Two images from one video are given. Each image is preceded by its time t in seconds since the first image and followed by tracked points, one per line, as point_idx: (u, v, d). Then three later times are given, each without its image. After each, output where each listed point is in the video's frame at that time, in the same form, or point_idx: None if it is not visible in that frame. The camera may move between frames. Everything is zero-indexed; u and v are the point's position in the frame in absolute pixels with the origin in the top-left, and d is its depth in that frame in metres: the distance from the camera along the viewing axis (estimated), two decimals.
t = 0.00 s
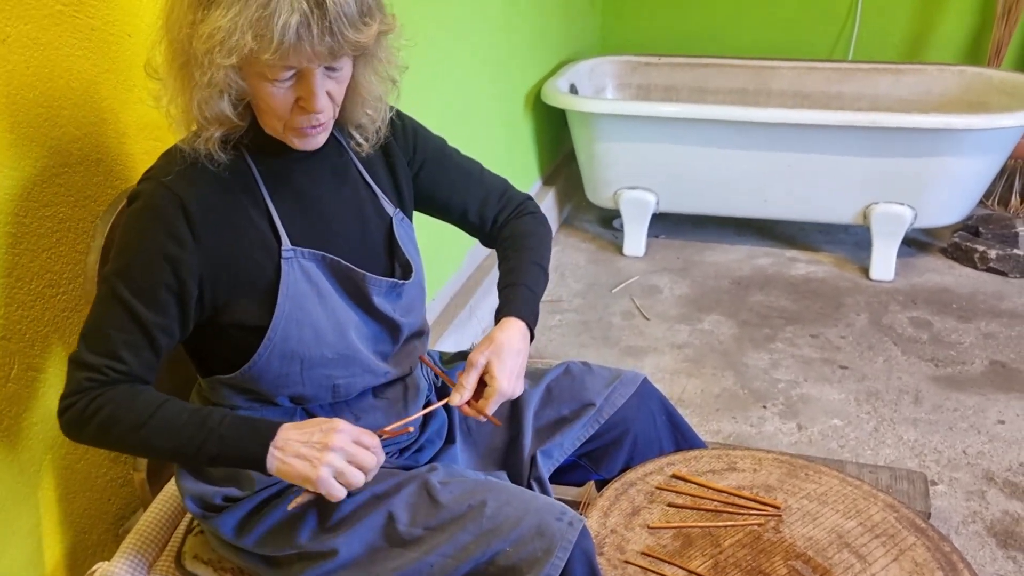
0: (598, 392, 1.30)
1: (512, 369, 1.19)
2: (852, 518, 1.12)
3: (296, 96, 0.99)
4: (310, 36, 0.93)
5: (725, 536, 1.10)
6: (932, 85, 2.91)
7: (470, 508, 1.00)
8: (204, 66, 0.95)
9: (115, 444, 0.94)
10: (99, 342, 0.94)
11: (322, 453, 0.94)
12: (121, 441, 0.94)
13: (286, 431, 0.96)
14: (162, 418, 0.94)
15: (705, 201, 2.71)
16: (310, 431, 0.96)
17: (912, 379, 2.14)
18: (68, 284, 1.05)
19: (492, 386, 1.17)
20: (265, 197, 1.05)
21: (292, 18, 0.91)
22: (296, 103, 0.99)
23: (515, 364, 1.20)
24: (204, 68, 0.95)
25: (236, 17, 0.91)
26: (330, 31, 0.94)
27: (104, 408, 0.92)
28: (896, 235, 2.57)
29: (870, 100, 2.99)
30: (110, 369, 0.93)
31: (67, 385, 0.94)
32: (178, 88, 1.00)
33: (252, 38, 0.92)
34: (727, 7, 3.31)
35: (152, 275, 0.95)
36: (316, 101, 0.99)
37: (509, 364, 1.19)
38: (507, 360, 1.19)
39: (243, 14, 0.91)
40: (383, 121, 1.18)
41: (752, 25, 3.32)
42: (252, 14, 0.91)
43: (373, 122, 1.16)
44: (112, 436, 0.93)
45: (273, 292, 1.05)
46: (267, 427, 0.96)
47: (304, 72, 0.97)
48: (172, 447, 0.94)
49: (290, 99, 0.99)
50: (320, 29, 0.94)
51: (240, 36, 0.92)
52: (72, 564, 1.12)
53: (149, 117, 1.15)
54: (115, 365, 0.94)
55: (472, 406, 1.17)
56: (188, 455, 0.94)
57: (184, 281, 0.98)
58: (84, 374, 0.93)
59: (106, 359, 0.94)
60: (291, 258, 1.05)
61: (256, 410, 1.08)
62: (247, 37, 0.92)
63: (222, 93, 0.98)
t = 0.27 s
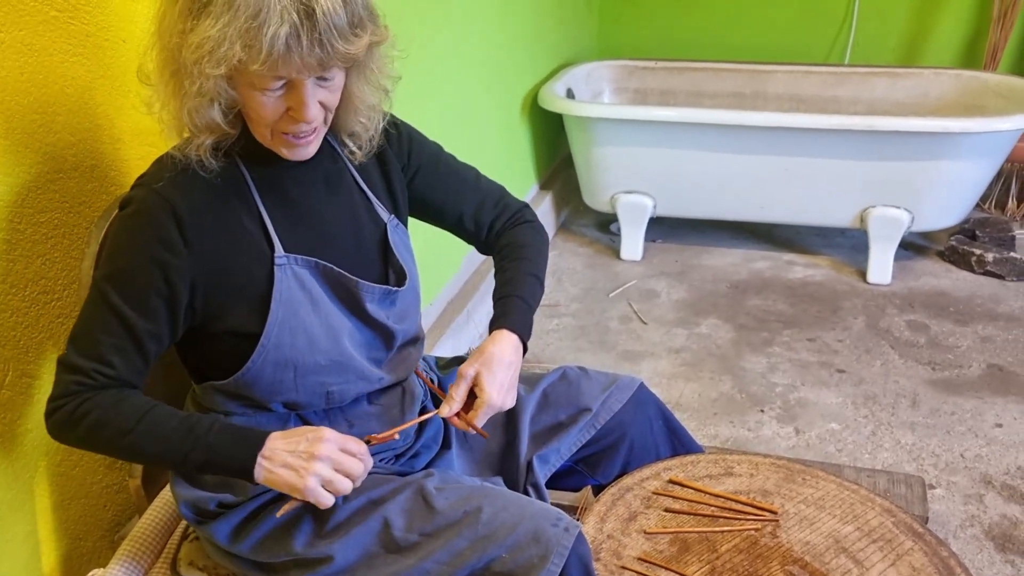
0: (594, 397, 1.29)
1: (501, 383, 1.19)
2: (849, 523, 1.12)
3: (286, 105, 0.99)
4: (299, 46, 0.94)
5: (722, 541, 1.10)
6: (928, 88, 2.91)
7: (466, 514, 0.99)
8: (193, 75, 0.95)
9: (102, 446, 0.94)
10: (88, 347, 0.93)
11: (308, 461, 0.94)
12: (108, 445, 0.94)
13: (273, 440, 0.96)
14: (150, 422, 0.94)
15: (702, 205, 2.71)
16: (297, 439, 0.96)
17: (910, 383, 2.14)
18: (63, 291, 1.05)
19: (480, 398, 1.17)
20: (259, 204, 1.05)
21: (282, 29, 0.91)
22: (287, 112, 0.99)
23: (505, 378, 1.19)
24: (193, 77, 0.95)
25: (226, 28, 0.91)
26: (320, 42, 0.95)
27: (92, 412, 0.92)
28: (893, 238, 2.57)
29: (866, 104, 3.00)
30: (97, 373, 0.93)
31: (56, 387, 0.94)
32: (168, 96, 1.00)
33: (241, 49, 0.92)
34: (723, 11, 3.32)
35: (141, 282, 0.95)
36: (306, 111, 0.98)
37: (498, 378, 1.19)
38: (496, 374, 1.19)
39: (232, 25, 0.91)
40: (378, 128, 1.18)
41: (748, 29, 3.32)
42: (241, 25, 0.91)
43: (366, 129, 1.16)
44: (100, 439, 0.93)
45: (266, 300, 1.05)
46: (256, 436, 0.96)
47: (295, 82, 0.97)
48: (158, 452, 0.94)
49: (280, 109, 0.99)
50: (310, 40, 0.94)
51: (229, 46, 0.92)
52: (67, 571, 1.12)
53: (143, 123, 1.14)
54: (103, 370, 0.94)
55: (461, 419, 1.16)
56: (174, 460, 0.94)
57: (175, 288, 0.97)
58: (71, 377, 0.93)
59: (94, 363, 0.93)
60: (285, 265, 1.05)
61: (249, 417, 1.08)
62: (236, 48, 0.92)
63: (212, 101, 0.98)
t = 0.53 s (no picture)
0: (593, 401, 1.29)
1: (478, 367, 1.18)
2: (849, 526, 1.11)
3: (286, 106, 0.98)
4: (298, 45, 0.93)
5: (721, 545, 1.10)
6: (926, 91, 2.91)
7: (464, 519, 0.99)
8: (193, 76, 0.94)
9: (87, 440, 0.94)
10: (83, 347, 0.93)
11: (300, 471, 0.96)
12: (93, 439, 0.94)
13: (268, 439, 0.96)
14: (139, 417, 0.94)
15: (701, 208, 2.70)
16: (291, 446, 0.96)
17: (909, 385, 2.13)
18: (60, 295, 1.05)
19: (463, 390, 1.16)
20: (259, 210, 1.05)
21: (281, 27, 0.91)
22: (287, 113, 0.99)
23: (484, 363, 1.19)
24: (193, 78, 0.95)
25: (225, 28, 0.91)
26: (319, 41, 0.94)
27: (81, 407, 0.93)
28: (892, 241, 2.57)
29: (864, 107, 3.00)
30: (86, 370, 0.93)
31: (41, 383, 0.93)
32: (167, 99, 0.99)
33: (240, 48, 0.92)
34: (721, 14, 3.32)
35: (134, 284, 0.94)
36: (307, 111, 0.98)
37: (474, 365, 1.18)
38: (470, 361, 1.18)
39: (232, 24, 0.91)
40: (378, 130, 1.18)
41: (746, 32, 3.33)
42: (240, 24, 0.91)
43: (366, 131, 1.16)
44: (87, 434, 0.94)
45: (265, 305, 1.04)
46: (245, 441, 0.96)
47: (295, 82, 0.97)
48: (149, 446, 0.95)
49: (281, 109, 0.98)
50: (309, 38, 0.94)
51: (229, 46, 0.91)
52: None
53: (140, 127, 1.14)
54: (91, 368, 0.93)
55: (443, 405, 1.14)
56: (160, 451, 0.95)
57: (169, 294, 0.97)
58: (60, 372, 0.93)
59: (85, 363, 0.93)
60: (284, 270, 1.05)
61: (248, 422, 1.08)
62: (236, 47, 0.91)
63: (213, 103, 0.97)
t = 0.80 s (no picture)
0: (594, 401, 1.29)
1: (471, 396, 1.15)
2: (851, 527, 1.11)
3: (290, 80, 0.98)
4: (296, 4, 0.93)
5: (723, 546, 1.09)
6: (927, 91, 2.91)
7: (466, 520, 0.99)
8: (193, 51, 0.93)
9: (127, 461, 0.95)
10: (110, 364, 0.94)
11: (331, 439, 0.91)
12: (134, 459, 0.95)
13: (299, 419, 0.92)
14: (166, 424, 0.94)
15: (701, 208, 2.70)
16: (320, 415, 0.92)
17: (910, 386, 2.13)
18: (60, 297, 1.05)
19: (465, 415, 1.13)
20: (260, 208, 1.04)
21: None
22: (292, 87, 0.99)
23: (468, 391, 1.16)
24: (193, 55, 0.94)
25: None
26: None
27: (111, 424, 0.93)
28: (893, 241, 2.56)
29: (865, 107, 2.99)
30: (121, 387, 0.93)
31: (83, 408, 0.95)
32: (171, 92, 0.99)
33: (236, 12, 0.91)
34: (721, 14, 3.31)
35: (150, 290, 0.95)
36: (311, 82, 0.98)
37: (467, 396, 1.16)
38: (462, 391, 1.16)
39: None
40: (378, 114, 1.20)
41: (746, 33, 3.32)
42: None
43: (368, 114, 1.18)
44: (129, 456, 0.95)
45: (266, 306, 1.04)
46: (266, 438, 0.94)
47: (296, 51, 0.97)
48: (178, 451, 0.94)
49: (284, 83, 0.98)
50: None
51: (224, 8, 0.91)
52: None
53: (140, 129, 1.14)
54: (126, 382, 0.94)
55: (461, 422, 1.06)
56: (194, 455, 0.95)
57: (187, 290, 0.97)
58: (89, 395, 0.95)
59: (117, 378, 0.94)
60: (286, 269, 1.05)
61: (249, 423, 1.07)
62: (233, 9, 0.91)
63: (216, 86, 0.97)
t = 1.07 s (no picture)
0: (594, 401, 1.29)
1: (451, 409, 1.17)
2: (853, 527, 1.11)
3: (297, 88, 0.99)
4: (316, 19, 0.94)
5: (724, 546, 1.09)
6: (927, 91, 2.90)
7: (466, 522, 0.99)
8: (206, 56, 0.93)
9: (158, 471, 0.93)
10: (128, 370, 0.92)
11: (376, 438, 0.94)
12: (169, 470, 0.93)
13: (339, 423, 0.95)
14: (205, 434, 0.93)
15: (701, 209, 2.70)
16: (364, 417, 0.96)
17: (912, 386, 2.13)
18: (59, 298, 1.04)
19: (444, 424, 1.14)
20: (254, 205, 1.04)
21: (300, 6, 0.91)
22: (297, 95, 0.99)
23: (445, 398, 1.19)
24: (206, 59, 0.93)
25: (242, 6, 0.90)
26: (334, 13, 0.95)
27: (144, 438, 0.91)
28: (893, 241, 2.56)
29: (865, 107, 2.99)
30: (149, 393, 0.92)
31: (107, 422, 0.92)
32: (178, 89, 0.97)
33: (257, 24, 0.91)
34: (721, 14, 3.31)
35: (163, 291, 0.94)
36: (318, 92, 0.99)
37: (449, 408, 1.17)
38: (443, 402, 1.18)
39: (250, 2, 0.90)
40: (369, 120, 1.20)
41: (746, 33, 3.32)
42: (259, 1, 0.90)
43: (358, 120, 1.18)
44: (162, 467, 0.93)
45: (264, 304, 1.04)
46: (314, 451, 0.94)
47: (306, 61, 0.97)
48: (220, 462, 0.93)
49: (290, 90, 0.98)
50: (324, 12, 0.94)
51: (246, 20, 0.90)
52: None
53: (140, 130, 1.14)
54: (153, 388, 0.93)
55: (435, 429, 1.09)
56: (241, 467, 0.94)
57: (194, 286, 0.97)
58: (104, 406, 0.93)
59: (141, 384, 0.93)
60: (282, 267, 1.04)
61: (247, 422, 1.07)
62: (254, 22, 0.90)
63: (221, 87, 0.96)
